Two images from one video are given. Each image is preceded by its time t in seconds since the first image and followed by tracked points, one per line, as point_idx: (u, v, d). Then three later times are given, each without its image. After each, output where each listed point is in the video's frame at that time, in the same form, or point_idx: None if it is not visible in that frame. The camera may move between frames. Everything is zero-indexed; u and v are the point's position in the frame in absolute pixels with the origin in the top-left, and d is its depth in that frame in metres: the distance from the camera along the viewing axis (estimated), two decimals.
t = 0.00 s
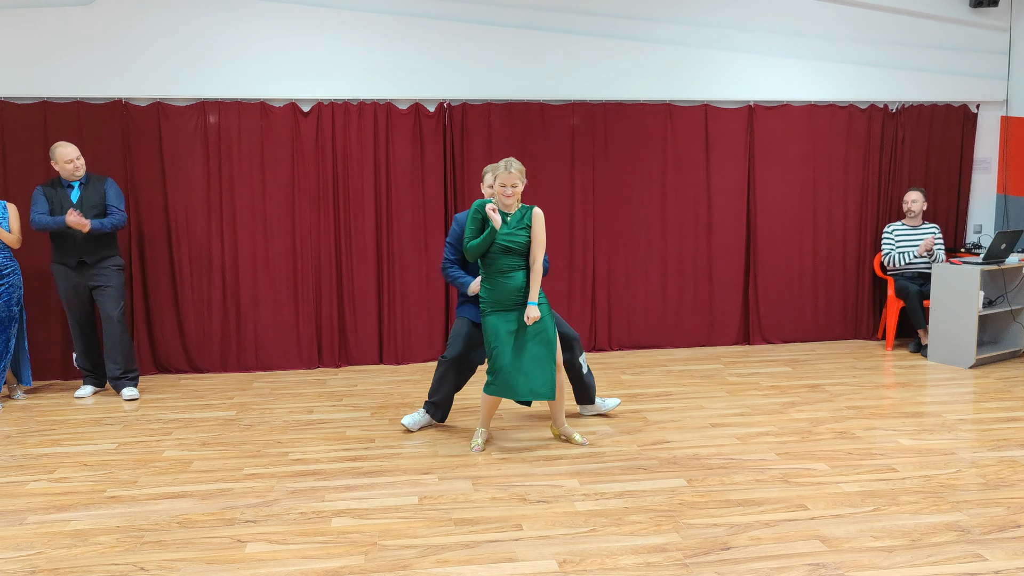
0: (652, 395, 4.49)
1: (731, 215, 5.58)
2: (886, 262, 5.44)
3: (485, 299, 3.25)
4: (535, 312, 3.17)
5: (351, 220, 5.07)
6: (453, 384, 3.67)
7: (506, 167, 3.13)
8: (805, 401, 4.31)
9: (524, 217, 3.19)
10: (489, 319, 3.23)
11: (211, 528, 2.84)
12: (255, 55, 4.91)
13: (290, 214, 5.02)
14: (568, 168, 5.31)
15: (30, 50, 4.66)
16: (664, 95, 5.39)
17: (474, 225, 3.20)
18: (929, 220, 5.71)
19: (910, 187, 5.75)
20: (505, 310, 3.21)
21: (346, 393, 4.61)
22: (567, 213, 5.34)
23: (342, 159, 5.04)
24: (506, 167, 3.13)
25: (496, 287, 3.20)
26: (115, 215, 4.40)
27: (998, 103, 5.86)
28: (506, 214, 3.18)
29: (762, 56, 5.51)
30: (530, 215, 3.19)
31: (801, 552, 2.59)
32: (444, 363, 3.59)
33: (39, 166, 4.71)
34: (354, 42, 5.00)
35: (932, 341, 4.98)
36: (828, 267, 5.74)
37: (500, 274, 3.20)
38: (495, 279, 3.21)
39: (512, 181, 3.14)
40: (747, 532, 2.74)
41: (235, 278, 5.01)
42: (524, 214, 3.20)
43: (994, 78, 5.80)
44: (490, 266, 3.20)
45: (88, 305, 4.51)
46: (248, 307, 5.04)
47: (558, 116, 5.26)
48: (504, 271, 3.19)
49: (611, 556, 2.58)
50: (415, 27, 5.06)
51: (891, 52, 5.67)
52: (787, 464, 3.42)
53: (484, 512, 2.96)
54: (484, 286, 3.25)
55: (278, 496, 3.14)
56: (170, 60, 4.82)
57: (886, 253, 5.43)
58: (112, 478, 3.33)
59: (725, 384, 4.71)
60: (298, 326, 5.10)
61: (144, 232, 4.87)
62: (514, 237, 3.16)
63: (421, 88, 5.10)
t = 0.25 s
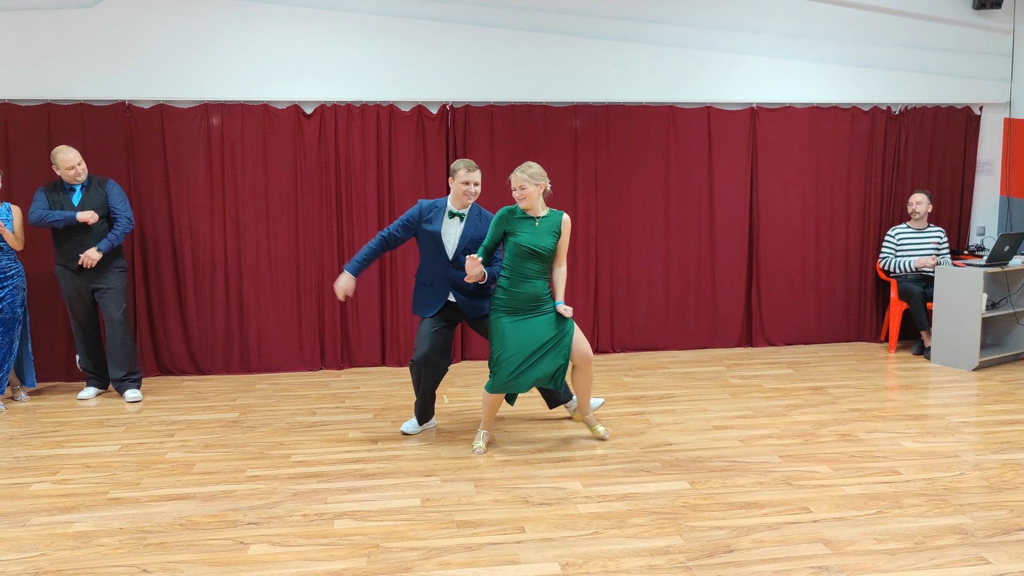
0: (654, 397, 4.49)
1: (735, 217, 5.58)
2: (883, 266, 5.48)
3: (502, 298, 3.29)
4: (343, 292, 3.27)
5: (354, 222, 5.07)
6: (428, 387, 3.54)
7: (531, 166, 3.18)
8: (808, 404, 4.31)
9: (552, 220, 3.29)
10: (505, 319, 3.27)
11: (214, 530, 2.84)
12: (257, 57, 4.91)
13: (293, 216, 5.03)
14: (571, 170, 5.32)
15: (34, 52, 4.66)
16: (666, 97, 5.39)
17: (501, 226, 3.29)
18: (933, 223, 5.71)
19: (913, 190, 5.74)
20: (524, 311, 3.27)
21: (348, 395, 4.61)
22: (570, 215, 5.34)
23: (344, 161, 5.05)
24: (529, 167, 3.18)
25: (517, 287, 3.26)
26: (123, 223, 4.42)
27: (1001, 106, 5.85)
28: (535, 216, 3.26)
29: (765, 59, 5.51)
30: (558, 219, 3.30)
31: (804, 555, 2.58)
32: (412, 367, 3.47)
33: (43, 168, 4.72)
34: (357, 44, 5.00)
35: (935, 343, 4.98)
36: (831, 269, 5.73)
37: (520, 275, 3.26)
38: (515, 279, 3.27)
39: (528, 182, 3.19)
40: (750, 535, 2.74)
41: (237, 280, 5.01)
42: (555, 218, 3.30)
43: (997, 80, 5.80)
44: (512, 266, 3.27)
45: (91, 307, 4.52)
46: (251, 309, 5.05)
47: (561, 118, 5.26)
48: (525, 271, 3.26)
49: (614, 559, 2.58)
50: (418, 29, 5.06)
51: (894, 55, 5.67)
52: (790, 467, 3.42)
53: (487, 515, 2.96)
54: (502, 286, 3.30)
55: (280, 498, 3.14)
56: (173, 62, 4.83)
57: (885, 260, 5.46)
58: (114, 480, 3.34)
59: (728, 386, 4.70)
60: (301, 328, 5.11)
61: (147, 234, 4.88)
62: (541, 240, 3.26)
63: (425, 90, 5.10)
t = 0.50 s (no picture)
0: (657, 399, 4.48)
1: (739, 219, 5.58)
2: (886, 269, 5.48)
3: (550, 291, 3.34)
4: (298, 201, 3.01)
5: (357, 223, 5.08)
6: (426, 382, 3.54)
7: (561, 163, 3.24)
8: (811, 405, 4.30)
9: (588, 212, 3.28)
10: (548, 313, 3.34)
11: (217, 530, 2.84)
12: (260, 59, 4.92)
13: (296, 217, 5.03)
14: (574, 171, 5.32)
15: (37, 53, 4.67)
16: (669, 98, 5.39)
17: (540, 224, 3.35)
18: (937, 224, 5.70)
19: (917, 191, 5.73)
20: (572, 304, 3.31)
21: (351, 396, 4.62)
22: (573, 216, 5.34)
23: (347, 162, 5.05)
24: (559, 163, 3.23)
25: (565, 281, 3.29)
26: (119, 219, 4.43)
27: (1005, 107, 5.84)
28: (568, 210, 3.27)
29: (768, 60, 5.50)
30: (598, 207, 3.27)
31: (807, 556, 2.58)
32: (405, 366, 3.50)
33: (46, 169, 4.73)
34: (360, 45, 5.01)
35: (940, 345, 4.97)
36: (834, 271, 5.73)
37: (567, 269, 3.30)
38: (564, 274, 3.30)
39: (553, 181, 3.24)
40: (753, 536, 2.74)
41: (241, 281, 5.02)
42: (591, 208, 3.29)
43: (1001, 81, 5.79)
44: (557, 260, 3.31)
45: (94, 308, 4.52)
46: (253, 310, 5.05)
47: (564, 119, 5.27)
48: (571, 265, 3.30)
49: (617, 560, 2.58)
50: (421, 30, 5.07)
51: (898, 56, 5.67)
52: (793, 468, 3.41)
53: (490, 516, 2.95)
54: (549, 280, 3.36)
55: (283, 499, 3.14)
56: (177, 63, 4.84)
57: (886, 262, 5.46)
58: (118, 481, 3.34)
59: (731, 387, 4.70)
60: (305, 330, 5.11)
61: (150, 235, 4.88)
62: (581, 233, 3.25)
63: (428, 91, 5.10)
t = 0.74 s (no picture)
0: (660, 400, 4.48)
1: (742, 221, 5.58)
2: (892, 269, 5.45)
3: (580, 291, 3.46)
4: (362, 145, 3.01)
5: (360, 224, 5.09)
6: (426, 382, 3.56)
7: (590, 165, 3.36)
8: (814, 407, 4.29)
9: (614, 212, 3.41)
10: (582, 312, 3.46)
11: (219, 531, 2.85)
12: (263, 61, 4.93)
13: (299, 219, 5.04)
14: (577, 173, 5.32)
15: (41, 54, 4.68)
16: (672, 100, 5.39)
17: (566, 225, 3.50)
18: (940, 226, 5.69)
19: (920, 193, 5.73)
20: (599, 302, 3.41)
21: (354, 397, 4.62)
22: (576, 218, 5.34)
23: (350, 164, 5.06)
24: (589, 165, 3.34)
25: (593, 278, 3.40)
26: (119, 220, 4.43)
27: (1008, 109, 5.83)
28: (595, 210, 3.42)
29: (771, 62, 5.50)
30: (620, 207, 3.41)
31: (810, 558, 2.58)
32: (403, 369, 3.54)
33: (51, 171, 4.74)
34: (363, 48, 5.01)
35: (943, 347, 4.96)
36: (837, 273, 5.72)
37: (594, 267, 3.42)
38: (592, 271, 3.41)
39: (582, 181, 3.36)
40: (755, 539, 2.73)
41: (244, 283, 5.03)
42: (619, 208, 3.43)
43: (1004, 83, 5.78)
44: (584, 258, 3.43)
45: (98, 309, 4.53)
46: (256, 312, 5.06)
47: (566, 121, 5.27)
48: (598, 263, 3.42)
49: (619, 562, 2.57)
50: (424, 32, 5.07)
51: (901, 58, 5.66)
52: (796, 470, 3.41)
53: (492, 517, 2.95)
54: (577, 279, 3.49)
55: (285, 500, 3.15)
56: (180, 65, 4.85)
57: (893, 261, 5.44)
58: (121, 482, 3.35)
59: (734, 389, 4.69)
60: (307, 332, 5.12)
61: (154, 236, 4.90)
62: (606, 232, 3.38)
63: (431, 93, 5.11)
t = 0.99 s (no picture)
0: (664, 402, 4.48)
1: (745, 223, 5.57)
2: (899, 270, 5.42)
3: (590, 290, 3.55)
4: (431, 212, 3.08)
5: (363, 226, 5.10)
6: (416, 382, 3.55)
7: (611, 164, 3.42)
8: (818, 409, 4.29)
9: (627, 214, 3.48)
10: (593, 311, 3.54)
11: (223, 533, 2.85)
12: (267, 62, 4.93)
13: (303, 221, 5.05)
14: (580, 174, 5.32)
15: (46, 56, 4.69)
16: (676, 102, 5.39)
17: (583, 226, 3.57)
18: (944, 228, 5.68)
19: (924, 195, 5.72)
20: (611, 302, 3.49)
21: (358, 399, 4.62)
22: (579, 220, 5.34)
23: (354, 166, 5.07)
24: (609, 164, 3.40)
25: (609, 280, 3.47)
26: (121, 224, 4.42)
27: (1013, 110, 5.82)
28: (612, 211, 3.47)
29: (775, 63, 5.50)
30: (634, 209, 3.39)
31: (814, 561, 2.58)
32: (398, 375, 3.52)
33: (55, 173, 4.75)
34: (367, 49, 5.02)
35: (947, 349, 4.95)
36: (841, 275, 5.72)
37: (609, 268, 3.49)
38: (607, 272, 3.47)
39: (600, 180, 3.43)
40: (759, 541, 2.73)
41: (247, 284, 5.03)
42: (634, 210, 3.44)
43: (1009, 85, 5.77)
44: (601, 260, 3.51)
45: (101, 310, 4.54)
46: (260, 314, 5.07)
47: (570, 123, 5.27)
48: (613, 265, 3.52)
49: (622, 564, 2.57)
50: (428, 34, 5.08)
51: (905, 59, 5.66)
52: (799, 473, 3.41)
53: (495, 519, 2.96)
54: (591, 277, 3.56)
55: (289, 502, 3.15)
56: (184, 67, 4.85)
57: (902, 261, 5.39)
58: (125, 483, 3.36)
59: (737, 391, 4.69)
60: (311, 333, 5.13)
61: (158, 238, 4.91)
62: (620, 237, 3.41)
63: (434, 95, 5.11)
